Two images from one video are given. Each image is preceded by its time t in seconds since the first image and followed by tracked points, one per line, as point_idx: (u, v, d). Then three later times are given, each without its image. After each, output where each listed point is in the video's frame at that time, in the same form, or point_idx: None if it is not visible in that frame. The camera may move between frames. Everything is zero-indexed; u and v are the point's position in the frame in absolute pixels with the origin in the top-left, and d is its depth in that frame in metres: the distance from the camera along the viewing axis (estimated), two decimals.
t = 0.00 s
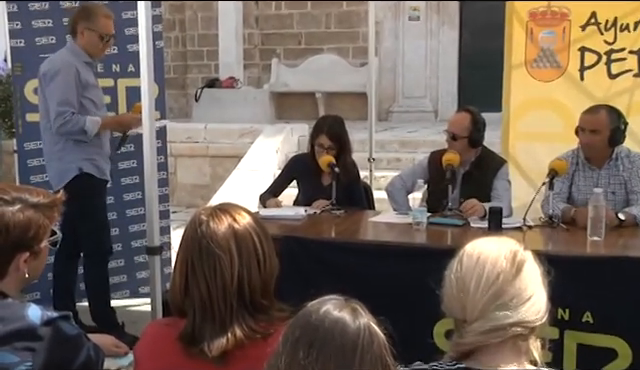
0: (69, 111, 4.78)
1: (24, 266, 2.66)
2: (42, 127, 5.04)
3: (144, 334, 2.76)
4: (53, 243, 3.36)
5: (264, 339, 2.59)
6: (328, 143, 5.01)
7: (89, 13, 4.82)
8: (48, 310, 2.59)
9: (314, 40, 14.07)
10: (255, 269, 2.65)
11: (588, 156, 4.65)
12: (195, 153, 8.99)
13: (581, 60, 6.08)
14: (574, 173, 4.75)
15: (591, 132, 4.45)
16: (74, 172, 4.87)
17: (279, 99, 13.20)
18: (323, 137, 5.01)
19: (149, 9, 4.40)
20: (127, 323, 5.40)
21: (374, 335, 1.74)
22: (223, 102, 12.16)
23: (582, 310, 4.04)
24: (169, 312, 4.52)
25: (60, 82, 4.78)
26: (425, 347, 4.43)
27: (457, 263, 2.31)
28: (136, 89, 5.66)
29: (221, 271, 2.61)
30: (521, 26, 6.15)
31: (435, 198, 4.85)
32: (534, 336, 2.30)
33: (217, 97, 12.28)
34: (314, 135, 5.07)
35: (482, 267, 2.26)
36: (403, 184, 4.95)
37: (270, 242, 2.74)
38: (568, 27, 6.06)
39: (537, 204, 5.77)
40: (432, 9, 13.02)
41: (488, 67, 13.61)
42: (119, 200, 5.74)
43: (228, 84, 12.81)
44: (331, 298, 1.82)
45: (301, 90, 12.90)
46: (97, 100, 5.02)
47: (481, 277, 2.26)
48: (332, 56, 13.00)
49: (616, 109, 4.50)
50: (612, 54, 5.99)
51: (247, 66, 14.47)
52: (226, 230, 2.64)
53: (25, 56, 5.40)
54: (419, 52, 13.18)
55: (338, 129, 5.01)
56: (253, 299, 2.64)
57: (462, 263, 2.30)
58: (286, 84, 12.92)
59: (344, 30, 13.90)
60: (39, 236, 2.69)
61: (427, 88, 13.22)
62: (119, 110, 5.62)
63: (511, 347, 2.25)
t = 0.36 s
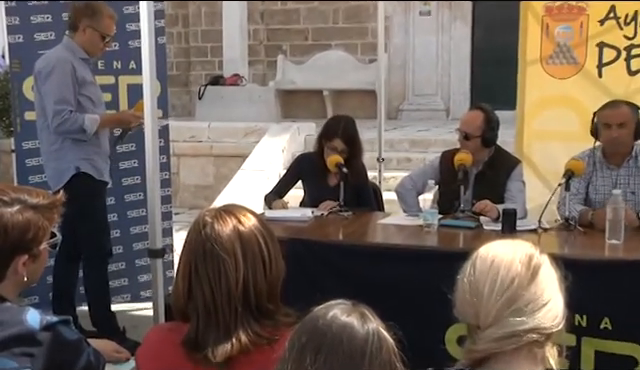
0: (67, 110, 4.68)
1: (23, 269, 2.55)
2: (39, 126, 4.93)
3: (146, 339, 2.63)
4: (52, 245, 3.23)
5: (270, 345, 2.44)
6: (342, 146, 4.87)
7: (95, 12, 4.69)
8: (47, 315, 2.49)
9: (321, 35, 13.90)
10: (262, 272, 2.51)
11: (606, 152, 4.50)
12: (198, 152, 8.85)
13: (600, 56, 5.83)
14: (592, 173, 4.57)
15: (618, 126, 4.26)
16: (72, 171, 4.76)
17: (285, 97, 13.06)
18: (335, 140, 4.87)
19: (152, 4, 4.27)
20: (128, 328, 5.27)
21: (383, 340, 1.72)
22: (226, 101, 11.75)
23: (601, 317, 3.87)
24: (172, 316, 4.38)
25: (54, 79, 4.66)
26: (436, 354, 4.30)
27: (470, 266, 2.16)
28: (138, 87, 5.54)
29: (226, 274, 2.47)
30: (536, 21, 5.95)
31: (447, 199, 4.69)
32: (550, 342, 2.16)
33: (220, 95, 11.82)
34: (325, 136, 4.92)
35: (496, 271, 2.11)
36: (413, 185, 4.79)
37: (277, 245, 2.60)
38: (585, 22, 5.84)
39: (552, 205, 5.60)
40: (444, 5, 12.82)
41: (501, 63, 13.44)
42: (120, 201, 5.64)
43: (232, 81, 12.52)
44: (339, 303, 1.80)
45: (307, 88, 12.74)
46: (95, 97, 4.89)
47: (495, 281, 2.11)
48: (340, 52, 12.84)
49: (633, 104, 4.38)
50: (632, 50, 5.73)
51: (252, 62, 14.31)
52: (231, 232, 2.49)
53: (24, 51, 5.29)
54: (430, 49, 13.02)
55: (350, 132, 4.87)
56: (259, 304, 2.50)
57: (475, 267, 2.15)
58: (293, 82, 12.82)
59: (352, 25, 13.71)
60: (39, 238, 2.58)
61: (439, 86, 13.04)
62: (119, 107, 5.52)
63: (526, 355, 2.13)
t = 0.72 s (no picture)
0: (68, 108, 4.54)
1: (21, 273, 2.50)
2: (38, 126, 4.82)
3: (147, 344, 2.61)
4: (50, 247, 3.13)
5: (275, 351, 2.42)
6: (347, 144, 4.71)
7: (94, 6, 4.59)
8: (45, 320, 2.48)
9: (328, 31, 13.74)
10: (267, 275, 2.49)
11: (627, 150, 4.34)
12: (201, 152, 8.72)
13: (618, 53, 5.64)
14: (609, 174, 4.41)
15: None
16: (72, 171, 4.64)
17: (291, 96, 12.91)
18: (341, 137, 4.71)
19: None
20: (129, 333, 5.14)
21: (392, 345, 1.76)
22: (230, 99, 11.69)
23: (619, 324, 3.71)
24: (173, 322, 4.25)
25: (56, 77, 4.54)
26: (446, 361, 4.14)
27: (483, 270, 2.07)
28: (139, 85, 5.41)
29: (230, 278, 2.45)
30: (552, 16, 5.83)
31: (459, 201, 4.54)
32: (566, 350, 2.05)
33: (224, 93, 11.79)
34: (331, 135, 4.78)
35: (509, 275, 2.02)
36: (424, 186, 4.64)
37: (282, 247, 2.57)
38: (603, 17, 5.67)
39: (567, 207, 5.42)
40: None
41: (513, 59, 13.14)
42: (120, 202, 5.52)
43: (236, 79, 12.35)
44: (346, 309, 1.84)
45: (313, 87, 12.58)
46: (96, 95, 4.76)
47: (508, 286, 2.01)
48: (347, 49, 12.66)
49: None
50: None
51: (257, 59, 14.13)
52: (235, 235, 2.48)
53: (22, 47, 5.19)
54: (440, 47, 12.84)
55: (357, 129, 4.71)
56: (263, 308, 2.48)
57: (487, 271, 2.05)
58: (299, 80, 12.68)
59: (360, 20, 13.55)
60: (37, 241, 2.53)
61: (450, 83, 12.87)
62: (120, 107, 5.38)
63: (540, 362, 2.00)
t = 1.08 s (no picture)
0: (73, 104, 4.42)
1: (15, 277, 2.54)
2: (39, 124, 4.68)
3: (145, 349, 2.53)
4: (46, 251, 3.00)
5: (277, 357, 2.32)
6: (349, 145, 4.56)
7: None
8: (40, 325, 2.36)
9: (331, 26, 13.57)
10: (269, 279, 2.38)
11: None
12: (201, 152, 8.58)
13: (632, 48, 5.49)
14: (625, 174, 4.26)
15: None
16: (76, 170, 4.51)
17: (293, 93, 12.75)
18: (343, 137, 4.57)
19: None
20: (126, 338, 5.00)
21: (398, 351, 1.64)
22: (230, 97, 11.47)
23: (634, 330, 3.55)
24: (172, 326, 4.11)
25: (61, 73, 4.42)
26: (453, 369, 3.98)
27: (493, 274, 2.03)
28: (136, 82, 5.29)
29: (231, 282, 2.34)
30: (563, 11, 5.67)
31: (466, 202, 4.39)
32: (579, 357, 2.01)
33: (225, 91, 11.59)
34: (333, 134, 4.63)
35: (520, 280, 1.99)
36: (431, 187, 4.49)
37: (285, 249, 2.46)
38: (617, 12, 5.55)
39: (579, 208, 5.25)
40: None
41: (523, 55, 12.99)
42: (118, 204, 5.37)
43: (237, 76, 12.21)
44: (350, 313, 1.72)
45: (316, 84, 12.39)
46: (99, 92, 4.64)
47: (519, 290, 1.98)
48: (352, 46, 12.39)
49: None
50: None
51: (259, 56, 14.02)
52: (236, 237, 2.36)
53: (16, 43, 5.05)
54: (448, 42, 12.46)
55: (360, 128, 4.58)
56: (265, 313, 2.37)
57: (498, 274, 2.01)
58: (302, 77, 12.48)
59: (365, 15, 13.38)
60: (32, 244, 2.55)
61: (458, 80, 12.53)
62: (118, 105, 5.25)
63: None
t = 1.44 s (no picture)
0: (91, 103, 4.32)
1: (6, 280, 2.49)
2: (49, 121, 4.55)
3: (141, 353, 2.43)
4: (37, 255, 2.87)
5: (277, 364, 2.22)
6: (350, 140, 4.43)
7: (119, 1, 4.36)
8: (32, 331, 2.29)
9: (333, 21, 12.94)
10: (269, 283, 2.27)
11: None
12: (198, 151, 8.45)
13: None
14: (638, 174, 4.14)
15: None
16: (92, 170, 4.43)
17: (293, 92, 12.58)
18: (345, 132, 4.43)
19: None
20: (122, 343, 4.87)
21: (401, 356, 1.72)
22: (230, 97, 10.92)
23: None
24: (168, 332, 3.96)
25: (81, 71, 4.31)
26: None
27: (501, 278, 2.07)
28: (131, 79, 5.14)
29: (230, 286, 2.23)
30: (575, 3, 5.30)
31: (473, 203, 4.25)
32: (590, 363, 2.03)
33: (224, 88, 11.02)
34: (334, 129, 4.49)
35: (528, 284, 2.03)
36: (435, 187, 4.36)
37: (285, 251, 2.35)
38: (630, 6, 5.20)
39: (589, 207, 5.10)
40: None
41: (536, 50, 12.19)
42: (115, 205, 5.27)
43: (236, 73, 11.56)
44: (352, 317, 1.79)
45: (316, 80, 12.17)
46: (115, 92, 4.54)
47: (528, 295, 2.02)
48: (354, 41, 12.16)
49: None
50: None
51: (258, 51, 13.28)
52: (235, 239, 2.25)
53: (6, 38, 4.91)
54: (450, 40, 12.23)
55: (363, 125, 4.43)
56: (265, 318, 2.27)
57: (506, 279, 2.06)
58: (302, 73, 12.24)
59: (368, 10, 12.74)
60: (24, 246, 2.51)
61: (464, 77, 12.03)
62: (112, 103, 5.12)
63: None
